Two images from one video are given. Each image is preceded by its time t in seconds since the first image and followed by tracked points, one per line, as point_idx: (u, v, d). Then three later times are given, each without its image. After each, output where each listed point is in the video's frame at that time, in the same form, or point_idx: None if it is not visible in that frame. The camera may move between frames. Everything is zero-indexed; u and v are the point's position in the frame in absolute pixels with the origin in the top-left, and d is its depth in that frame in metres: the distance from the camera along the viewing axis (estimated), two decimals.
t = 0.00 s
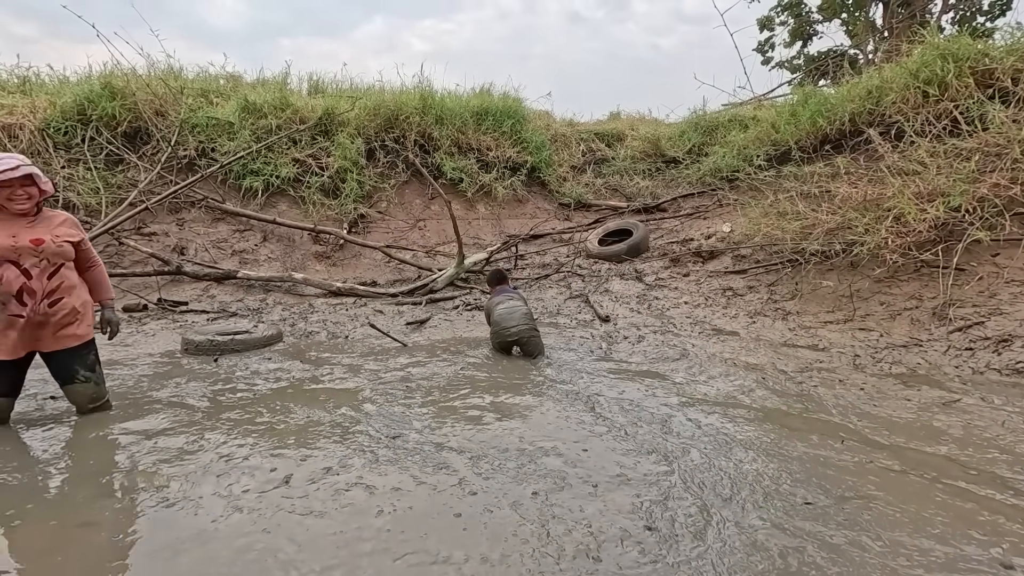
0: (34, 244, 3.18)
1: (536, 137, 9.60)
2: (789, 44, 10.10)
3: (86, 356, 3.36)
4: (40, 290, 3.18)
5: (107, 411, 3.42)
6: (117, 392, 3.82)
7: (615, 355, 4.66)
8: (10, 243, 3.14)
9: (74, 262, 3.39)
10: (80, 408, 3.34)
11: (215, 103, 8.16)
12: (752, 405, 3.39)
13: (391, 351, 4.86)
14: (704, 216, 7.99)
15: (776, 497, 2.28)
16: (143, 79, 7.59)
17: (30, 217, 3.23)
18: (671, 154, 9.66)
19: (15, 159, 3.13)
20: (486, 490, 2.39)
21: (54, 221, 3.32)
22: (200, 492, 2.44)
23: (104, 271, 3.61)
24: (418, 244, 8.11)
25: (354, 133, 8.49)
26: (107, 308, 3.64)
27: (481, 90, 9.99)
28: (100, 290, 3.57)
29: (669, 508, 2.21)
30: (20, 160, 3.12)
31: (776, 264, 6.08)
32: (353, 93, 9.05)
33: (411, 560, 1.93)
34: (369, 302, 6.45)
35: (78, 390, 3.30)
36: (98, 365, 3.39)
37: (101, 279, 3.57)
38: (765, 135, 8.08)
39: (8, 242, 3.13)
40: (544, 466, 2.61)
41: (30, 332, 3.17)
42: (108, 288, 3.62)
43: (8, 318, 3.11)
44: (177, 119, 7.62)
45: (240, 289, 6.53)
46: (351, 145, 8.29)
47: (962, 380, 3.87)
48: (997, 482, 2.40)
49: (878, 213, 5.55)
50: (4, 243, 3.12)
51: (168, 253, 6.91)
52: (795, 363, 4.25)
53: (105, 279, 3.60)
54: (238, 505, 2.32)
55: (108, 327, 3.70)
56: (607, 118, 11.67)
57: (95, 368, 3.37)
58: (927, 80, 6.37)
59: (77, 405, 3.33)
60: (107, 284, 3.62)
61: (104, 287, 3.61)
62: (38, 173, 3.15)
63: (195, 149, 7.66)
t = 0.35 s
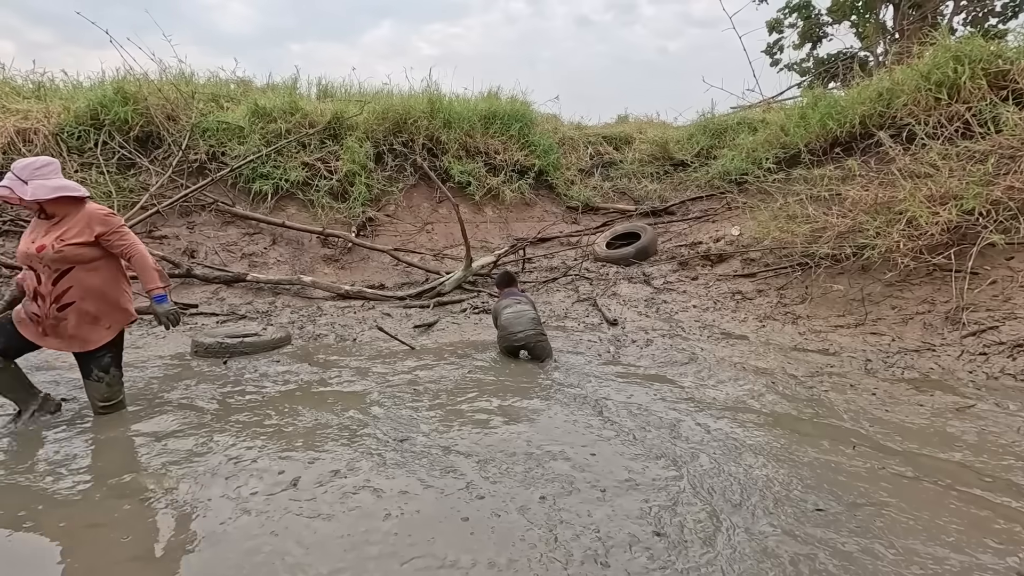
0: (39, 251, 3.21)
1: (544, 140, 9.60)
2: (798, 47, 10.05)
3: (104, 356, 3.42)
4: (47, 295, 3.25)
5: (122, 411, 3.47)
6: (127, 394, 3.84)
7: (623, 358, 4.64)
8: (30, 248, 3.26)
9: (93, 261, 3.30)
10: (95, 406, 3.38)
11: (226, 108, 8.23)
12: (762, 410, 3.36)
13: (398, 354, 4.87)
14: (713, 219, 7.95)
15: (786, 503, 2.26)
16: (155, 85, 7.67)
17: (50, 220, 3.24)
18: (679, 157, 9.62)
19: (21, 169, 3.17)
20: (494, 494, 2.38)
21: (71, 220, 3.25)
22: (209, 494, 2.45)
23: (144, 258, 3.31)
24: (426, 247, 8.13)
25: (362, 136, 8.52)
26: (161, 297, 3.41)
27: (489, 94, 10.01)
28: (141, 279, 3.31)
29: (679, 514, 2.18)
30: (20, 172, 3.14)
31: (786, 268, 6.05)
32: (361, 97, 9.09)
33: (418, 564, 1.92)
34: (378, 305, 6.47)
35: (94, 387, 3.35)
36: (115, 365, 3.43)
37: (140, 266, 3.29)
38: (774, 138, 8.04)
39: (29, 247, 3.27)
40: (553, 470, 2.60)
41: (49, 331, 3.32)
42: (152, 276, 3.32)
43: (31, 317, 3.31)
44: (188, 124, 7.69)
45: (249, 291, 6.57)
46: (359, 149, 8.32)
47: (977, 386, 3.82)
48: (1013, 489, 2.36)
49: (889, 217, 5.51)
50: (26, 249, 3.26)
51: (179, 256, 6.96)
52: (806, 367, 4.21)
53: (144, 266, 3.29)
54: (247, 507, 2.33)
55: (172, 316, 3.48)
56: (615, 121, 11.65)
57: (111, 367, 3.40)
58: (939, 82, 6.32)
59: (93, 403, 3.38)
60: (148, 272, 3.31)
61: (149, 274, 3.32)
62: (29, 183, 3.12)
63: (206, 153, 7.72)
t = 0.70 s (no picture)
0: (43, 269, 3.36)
1: (560, 141, 9.59)
2: (818, 45, 9.91)
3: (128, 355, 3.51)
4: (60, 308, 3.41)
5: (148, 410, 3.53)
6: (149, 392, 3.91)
7: (639, 360, 4.61)
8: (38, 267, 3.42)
9: (90, 272, 3.38)
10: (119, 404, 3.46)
11: (246, 111, 8.34)
12: (781, 413, 3.32)
13: (414, 355, 4.89)
14: (730, 220, 7.87)
15: (805, 508, 2.22)
16: (177, 89, 7.80)
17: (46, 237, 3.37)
18: (696, 158, 9.55)
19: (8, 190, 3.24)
20: (508, 496, 2.37)
21: (62, 234, 3.35)
22: (228, 491, 2.48)
23: (122, 264, 3.30)
24: (441, 249, 8.15)
25: (379, 139, 8.59)
26: (120, 304, 3.27)
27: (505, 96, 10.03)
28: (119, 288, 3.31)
29: (695, 518, 2.16)
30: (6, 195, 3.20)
31: (805, 269, 5.98)
32: (378, 100, 9.16)
33: (433, 564, 1.92)
34: (394, 306, 6.50)
35: (116, 381, 3.43)
36: (134, 360, 3.51)
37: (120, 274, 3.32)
38: (793, 138, 7.94)
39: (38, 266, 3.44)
40: (568, 472, 2.59)
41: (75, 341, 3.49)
42: (124, 282, 3.29)
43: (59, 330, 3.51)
44: (209, 127, 7.81)
45: (267, 292, 6.64)
46: (376, 151, 8.38)
47: (1004, 391, 3.73)
48: None
49: (913, 217, 5.42)
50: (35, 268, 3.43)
51: (199, 257, 7.06)
52: (826, 370, 4.15)
53: (120, 273, 3.27)
54: (264, 505, 2.35)
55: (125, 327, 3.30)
56: (631, 121, 11.60)
57: (130, 362, 3.48)
58: (965, 79, 6.20)
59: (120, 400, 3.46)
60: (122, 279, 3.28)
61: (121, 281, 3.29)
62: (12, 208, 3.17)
63: (226, 156, 7.83)
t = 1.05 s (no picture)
0: (76, 276, 3.56)
1: (591, 142, 9.54)
2: (859, 41, 9.64)
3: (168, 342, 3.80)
4: (100, 310, 3.64)
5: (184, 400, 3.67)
6: (190, 387, 4.03)
7: (671, 363, 4.56)
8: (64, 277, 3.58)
9: (123, 268, 3.68)
10: (158, 393, 3.59)
11: (284, 115, 8.54)
12: (820, 420, 3.23)
13: (445, 355, 4.92)
14: (765, 222, 7.70)
15: (845, 517, 2.17)
16: (219, 94, 8.03)
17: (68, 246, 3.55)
18: (730, 158, 9.38)
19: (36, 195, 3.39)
20: (538, 496, 2.37)
21: (86, 239, 3.57)
22: (265, 484, 2.54)
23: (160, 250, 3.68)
24: (472, 250, 8.20)
25: (411, 141, 8.69)
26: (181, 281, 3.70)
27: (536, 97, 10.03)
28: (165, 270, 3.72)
29: (729, 524, 2.13)
30: (43, 194, 3.38)
31: (845, 272, 5.83)
32: (411, 103, 9.27)
33: (463, 561, 1.93)
34: (425, 306, 6.56)
35: (152, 368, 3.60)
36: (166, 349, 3.74)
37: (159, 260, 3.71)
38: (833, 137, 7.74)
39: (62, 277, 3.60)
40: (599, 474, 2.57)
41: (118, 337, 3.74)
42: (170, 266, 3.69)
43: (95, 333, 3.71)
44: (249, 131, 8.03)
45: (303, 291, 6.78)
46: (408, 153, 8.49)
47: None
48: None
49: (961, 218, 5.25)
50: (59, 280, 3.58)
51: (238, 257, 7.25)
52: (867, 376, 4.03)
53: (163, 257, 3.66)
54: (300, 498, 2.40)
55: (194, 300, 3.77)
56: (663, 122, 11.46)
57: (163, 350, 3.72)
58: (1018, 74, 5.97)
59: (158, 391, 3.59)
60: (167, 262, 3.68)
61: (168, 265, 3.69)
62: (57, 197, 3.38)
63: (264, 159, 8.03)
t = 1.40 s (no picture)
0: (115, 264, 3.67)
1: (621, 143, 9.46)
2: (898, 38, 9.36)
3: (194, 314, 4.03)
4: (140, 294, 3.78)
5: (211, 366, 3.88)
6: (231, 382, 4.12)
7: (706, 365, 4.48)
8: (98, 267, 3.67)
9: (153, 256, 3.86)
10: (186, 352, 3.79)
11: (317, 118, 8.68)
12: (865, 424, 3.15)
13: (477, 354, 4.94)
14: (802, 223, 7.53)
15: (899, 524, 2.10)
16: (255, 98, 8.21)
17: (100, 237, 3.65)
18: (764, 158, 9.20)
19: (72, 191, 3.50)
20: (578, 495, 2.36)
21: (118, 230, 3.72)
22: (308, 477, 2.58)
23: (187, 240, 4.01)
24: (501, 250, 8.20)
25: (442, 142, 8.75)
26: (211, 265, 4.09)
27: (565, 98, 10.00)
28: (191, 256, 4.06)
29: (776, 527, 2.08)
30: (82, 191, 3.51)
31: (887, 274, 5.67)
32: (440, 105, 9.33)
33: (506, 557, 1.93)
34: (455, 306, 6.59)
35: (180, 334, 3.84)
36: (189, 315, 3.95)
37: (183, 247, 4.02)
38: (872, 136, 7.53)
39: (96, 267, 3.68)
40: (638, 474, 2.54)
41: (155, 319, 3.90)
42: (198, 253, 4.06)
43: (131, 319, 3.82)
44: (284, 133, 8.19)
45: (336, 290, 6.88)
46: (439, 154, 8.55)
47: None
48: None
49: (1012, 219, 5.12)
50: (95, 271, 3.65)
51: (274, 256, 7.40)
52: (914, 381, 3.90)
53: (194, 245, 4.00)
54: (342, 491, 2.43)
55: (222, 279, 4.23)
56: (694, 122, 11.31)
57: (186, 316, 3.93)
58: None
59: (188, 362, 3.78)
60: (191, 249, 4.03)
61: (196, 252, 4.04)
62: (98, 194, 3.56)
63: (298, 161, 8.18)
